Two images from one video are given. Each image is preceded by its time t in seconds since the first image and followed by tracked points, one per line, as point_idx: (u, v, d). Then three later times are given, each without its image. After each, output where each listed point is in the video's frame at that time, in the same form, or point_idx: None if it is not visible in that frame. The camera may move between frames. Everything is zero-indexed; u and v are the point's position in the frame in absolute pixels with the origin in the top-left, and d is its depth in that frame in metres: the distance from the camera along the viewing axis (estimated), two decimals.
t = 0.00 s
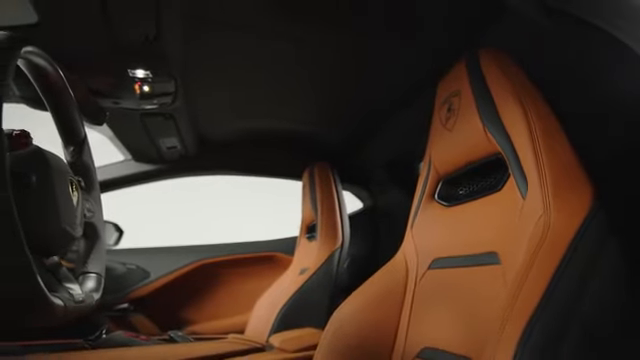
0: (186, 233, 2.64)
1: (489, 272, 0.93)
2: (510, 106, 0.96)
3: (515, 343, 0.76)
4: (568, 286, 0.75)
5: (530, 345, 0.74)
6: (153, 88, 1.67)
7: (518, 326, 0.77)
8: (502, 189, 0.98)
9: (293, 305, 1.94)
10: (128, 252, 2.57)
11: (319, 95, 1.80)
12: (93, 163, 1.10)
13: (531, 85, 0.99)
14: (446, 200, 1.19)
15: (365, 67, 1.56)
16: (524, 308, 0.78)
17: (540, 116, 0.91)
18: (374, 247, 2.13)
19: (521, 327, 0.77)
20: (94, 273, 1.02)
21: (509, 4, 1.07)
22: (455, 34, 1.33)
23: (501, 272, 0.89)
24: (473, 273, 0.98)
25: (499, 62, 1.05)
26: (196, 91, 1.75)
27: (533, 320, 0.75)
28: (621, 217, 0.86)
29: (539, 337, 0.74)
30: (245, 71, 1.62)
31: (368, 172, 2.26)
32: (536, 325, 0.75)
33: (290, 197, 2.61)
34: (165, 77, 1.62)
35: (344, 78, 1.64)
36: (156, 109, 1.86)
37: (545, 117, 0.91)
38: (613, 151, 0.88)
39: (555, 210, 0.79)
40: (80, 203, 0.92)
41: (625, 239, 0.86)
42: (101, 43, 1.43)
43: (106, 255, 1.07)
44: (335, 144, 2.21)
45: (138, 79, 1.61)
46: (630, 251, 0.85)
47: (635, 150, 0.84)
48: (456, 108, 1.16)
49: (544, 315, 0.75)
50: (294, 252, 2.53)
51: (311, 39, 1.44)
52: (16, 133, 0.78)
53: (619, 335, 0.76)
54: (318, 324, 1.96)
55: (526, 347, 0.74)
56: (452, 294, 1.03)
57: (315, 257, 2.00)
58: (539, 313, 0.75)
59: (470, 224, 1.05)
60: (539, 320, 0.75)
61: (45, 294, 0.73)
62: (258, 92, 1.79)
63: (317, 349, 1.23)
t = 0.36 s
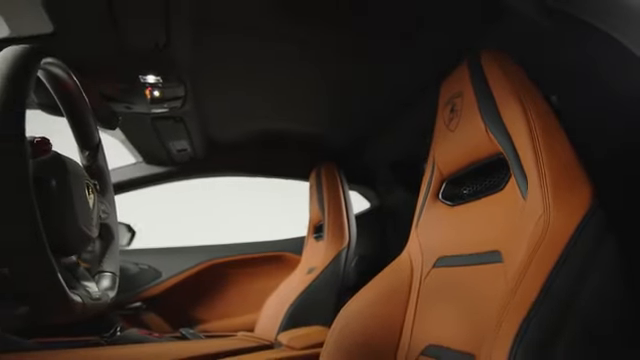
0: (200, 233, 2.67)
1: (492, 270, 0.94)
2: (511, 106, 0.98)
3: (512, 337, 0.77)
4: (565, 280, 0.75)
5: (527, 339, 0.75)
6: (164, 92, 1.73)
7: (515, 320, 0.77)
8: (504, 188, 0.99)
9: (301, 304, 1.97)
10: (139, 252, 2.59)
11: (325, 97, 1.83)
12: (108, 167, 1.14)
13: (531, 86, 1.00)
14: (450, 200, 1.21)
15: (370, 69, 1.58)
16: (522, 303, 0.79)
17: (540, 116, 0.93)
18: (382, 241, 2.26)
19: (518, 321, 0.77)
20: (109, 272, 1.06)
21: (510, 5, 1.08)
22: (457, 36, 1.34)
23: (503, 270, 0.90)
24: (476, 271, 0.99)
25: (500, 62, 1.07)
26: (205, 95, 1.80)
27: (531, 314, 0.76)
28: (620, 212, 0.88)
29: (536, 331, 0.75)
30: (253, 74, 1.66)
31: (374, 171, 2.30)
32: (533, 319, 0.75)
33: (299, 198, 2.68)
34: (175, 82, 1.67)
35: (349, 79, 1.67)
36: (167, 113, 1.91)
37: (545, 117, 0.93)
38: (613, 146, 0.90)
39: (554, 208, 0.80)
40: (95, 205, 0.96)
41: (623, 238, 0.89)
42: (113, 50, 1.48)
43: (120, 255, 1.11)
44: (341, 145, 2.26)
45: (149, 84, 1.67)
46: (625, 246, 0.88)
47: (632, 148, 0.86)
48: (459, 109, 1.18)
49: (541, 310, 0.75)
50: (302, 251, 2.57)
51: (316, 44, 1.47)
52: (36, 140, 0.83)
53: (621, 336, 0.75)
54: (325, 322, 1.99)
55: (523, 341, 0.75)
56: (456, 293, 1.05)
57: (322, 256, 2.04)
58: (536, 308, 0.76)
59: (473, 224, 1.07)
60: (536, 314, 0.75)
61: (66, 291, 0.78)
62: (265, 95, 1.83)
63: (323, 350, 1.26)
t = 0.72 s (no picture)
0: (209, 231, 2.69)
1: (494, 268, 0.96)
2: (512, 106, 0.99)
3: (510, 331, 0.78)
4: (563, 277, 0.77)
5: (525, 333, 0.76)
6: (174, 97, 1.78)
7: (513, 317, 0.79)
8: (507, 188, 1.01)
9: (309, 302, 2.00)
10: (150, 252, 2.59)
11: (331, 98, 1.86)
12: (121, 169, 1.19)
13: (533, 86, 1.02)
14: (455, 199, 1.23)
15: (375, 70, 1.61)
16: (521, 300, 0.80)
17: (541, 115, 0.94)
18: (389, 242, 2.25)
19: (516, 317, 0.79)
20: (123, 271, 1.11)
21: (512, 9, 1.10)
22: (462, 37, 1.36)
23: (505, 268, 0.92)
24: (479, 270, 1.01)
25: (502, 63, 1.08)
26: (214, 99, 1.84)
27: (529, 309, 0.77)
28: (620, 211, 0.91)
29: (534, 326, 0.76)
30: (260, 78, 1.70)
31: (381, 171, 2.32)
32: (531, 314, 0.77)
33: (307, 198, 2.71)
34: (185, 86, 1.71)
35: (355, 80, 1.70)
36: (177, 116, 1.96)
37: (546, 116, 0.94)
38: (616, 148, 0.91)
39: (554, 206, 0.82)
40: (110, 207, 1.01)
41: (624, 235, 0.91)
42: (126, 56, 1.53)
43: (134, 254, 1.16)
44: (348, 143, 2.29)
45: (160, 89, 1.72)
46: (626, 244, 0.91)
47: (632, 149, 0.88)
48: (462, 110, 1.19)
49: (540, 305, 0.77)
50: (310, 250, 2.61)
51: (322, 47, 1.50)
52: (56, 145, 0.87)
53: (621, 334, 0.76)
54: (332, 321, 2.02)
55: (521, 335, 0.76)
56: (460, 291, 1.07)
57: (329, 256, 2.07)
58: (534, 303, 0.77)
59: (477, 223, 1.08)
60: (533, 311, 0.77)
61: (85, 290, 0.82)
62: (273, 97, 1.87)
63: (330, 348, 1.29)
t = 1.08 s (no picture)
0: (221, 232, 2.77)
1: (497, 266, 0.97)
2: (515, 105, 1.00)
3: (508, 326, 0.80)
4: (561, 273, 0.78)
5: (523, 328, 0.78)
6: (184, 100, 1.83)
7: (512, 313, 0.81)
8: (510, 187, 1.02)
9: (316, 301, 2.03)
10: (161, 252, 2.65)
11: (338, 99, 1.89)
12: (134, 172, 1.23)
13: (535, 86, 1.03)
14: (459, 199, 1.24)
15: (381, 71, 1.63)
16: (520, 296, 0.81)
17: (543, 115, 0.96)
18: (396, 241, 2.27)
19: (515, 313, 0.81)
20: (137, 269, 1.15)
21: (515, 10, 1.11)
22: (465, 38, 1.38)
23: (507, 266, 0.94)
24: (482, 268, 1.03)
25: (505, 64, 1.10)
26: (223, 101, 1.88)
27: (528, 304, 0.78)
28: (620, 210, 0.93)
29: (532, 321, 0.78)
30: (268, 81, 1.74)
31: (388, 170, 2.34)
32: (529, 310, 0.78)
33: (315, 198, 2.75)
34: (194, 90, 1.76)
35: (361, 82, 1.72)
36: (187, 119, 2.00)
37: (548, 116, 0.96)
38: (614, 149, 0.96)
39: (555, 204, 0.84)
40: (124, 208, 1.05)
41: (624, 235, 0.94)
42: (138, 62, 1.57)
43: (147, 254, 1.21)
44: (355, 143, 2.32)
45: (170, 93, 1.77)
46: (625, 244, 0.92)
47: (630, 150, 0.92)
48: (466, 110, 1.21)
49: (539, 301, 0.78)
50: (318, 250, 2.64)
51: (327, 50, 1.53)
52: (72, 150, 0.91)
53: (621, 331, 0.78)
54: (340, 319, 2.04)
55: (519, 331, 0.78)
56: (464, 288, 1.08)
57: (337, 255, 2.09)
58: (533, 300, 0.79)
59: (481, 222, 1.10)
60: (532, 306, 0.78)
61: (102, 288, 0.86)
62: (280, 100, 1.90)
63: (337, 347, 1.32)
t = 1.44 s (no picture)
0: (227, 236, 2.75)
1: (499, 262, 0.99)
2: (517, 105, 1.02)
3: (506, 318, 0.80)
4: (560, 266, 0.80)
5: (521, 318, 0.78)
6: (193, 103, 1.87)
7: (511, 304, 0.81)
8: (512, 185, 1.04)
9: (324, 299, 2.06)
10: (173, 253, 2.70)
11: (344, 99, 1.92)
12: (147, 174, 1.28)
13: (537, 86, 1.05)
14: (464, 198, 1.26)
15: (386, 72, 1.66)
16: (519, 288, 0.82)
17: (544, 114, 0.98)
18: (404, 240, 2.29)
19: (514, 303, 0.80)
20: (149, 267, 1.19)
21: (517, 11, 1.13)
22: (469, 39, 1.40)
23: (509, 263, 0.95)
24: (485, 265, 1.04)
25: (507, 64, 1.12)
26: (232, 104, 1.93)
27: (527, 297, 0.79)
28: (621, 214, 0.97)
29: (531, 312, 0.78)
30: (275, 84, 1.78)
31: (395, 170, 2.37)
32: (528, 303, 0.79)
33: (323, 198, 2.77)
34: (204, 94, 1.80)
35: (367, 83, 1.75)
36: (196, 122, 2.05)
37: (549, 115, 0.98)
38: (615, 150, 0.98)
39: (555, 201, 0.86)
40: (137, 208, 1.09)
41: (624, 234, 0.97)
42: (149, 67, 1.63)
43: (159, 253, 1.26)
44: (362, 144, 2.35)
45: (180, 97, 1.81)
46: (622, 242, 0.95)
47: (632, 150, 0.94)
48: (469, 111, 1.23)
49: (538, 293, 0.79)
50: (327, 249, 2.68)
51: (333, 53, 1.57)
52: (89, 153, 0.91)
53: (619, 327, 0.79)
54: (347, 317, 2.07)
55: (517, 322, 0.78)
56: (468, 285, 1.10)
57: (345, 254, 2.12)
58: (532, 292, 0.79)
59: (484, 219, 1.12)
60: (530, 300, 0.79)
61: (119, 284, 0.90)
62: (288, 102, 1.94)
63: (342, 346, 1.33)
